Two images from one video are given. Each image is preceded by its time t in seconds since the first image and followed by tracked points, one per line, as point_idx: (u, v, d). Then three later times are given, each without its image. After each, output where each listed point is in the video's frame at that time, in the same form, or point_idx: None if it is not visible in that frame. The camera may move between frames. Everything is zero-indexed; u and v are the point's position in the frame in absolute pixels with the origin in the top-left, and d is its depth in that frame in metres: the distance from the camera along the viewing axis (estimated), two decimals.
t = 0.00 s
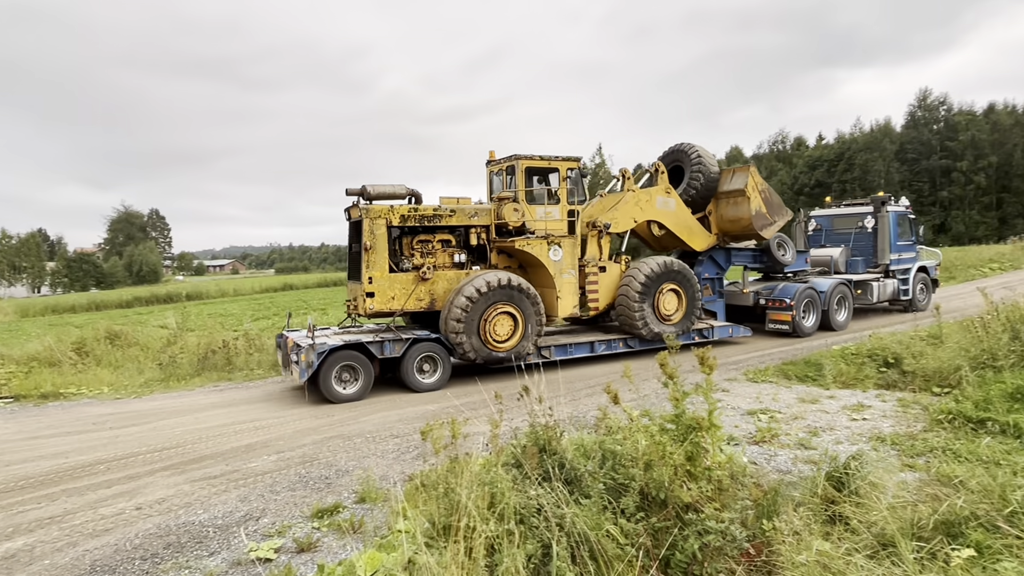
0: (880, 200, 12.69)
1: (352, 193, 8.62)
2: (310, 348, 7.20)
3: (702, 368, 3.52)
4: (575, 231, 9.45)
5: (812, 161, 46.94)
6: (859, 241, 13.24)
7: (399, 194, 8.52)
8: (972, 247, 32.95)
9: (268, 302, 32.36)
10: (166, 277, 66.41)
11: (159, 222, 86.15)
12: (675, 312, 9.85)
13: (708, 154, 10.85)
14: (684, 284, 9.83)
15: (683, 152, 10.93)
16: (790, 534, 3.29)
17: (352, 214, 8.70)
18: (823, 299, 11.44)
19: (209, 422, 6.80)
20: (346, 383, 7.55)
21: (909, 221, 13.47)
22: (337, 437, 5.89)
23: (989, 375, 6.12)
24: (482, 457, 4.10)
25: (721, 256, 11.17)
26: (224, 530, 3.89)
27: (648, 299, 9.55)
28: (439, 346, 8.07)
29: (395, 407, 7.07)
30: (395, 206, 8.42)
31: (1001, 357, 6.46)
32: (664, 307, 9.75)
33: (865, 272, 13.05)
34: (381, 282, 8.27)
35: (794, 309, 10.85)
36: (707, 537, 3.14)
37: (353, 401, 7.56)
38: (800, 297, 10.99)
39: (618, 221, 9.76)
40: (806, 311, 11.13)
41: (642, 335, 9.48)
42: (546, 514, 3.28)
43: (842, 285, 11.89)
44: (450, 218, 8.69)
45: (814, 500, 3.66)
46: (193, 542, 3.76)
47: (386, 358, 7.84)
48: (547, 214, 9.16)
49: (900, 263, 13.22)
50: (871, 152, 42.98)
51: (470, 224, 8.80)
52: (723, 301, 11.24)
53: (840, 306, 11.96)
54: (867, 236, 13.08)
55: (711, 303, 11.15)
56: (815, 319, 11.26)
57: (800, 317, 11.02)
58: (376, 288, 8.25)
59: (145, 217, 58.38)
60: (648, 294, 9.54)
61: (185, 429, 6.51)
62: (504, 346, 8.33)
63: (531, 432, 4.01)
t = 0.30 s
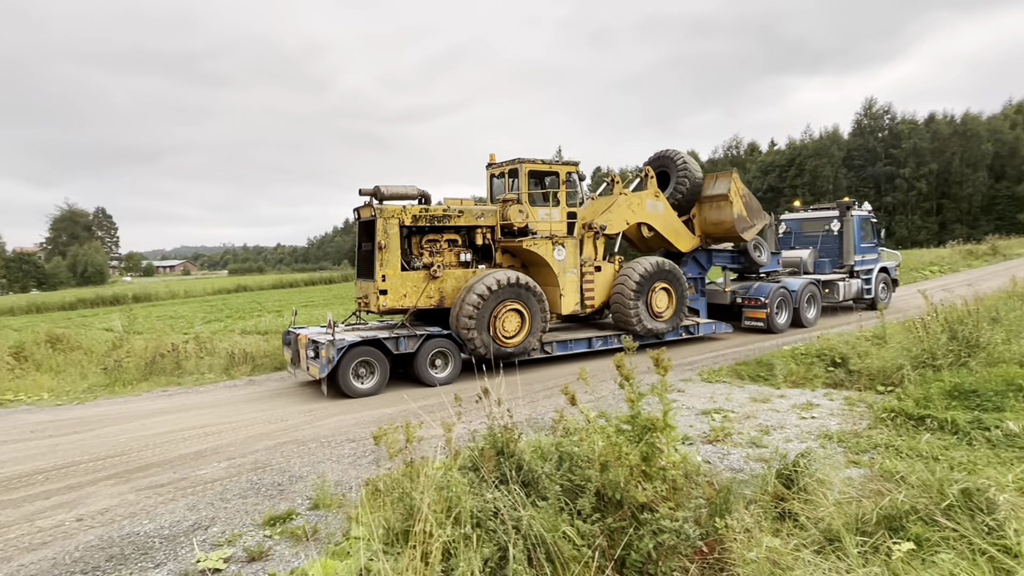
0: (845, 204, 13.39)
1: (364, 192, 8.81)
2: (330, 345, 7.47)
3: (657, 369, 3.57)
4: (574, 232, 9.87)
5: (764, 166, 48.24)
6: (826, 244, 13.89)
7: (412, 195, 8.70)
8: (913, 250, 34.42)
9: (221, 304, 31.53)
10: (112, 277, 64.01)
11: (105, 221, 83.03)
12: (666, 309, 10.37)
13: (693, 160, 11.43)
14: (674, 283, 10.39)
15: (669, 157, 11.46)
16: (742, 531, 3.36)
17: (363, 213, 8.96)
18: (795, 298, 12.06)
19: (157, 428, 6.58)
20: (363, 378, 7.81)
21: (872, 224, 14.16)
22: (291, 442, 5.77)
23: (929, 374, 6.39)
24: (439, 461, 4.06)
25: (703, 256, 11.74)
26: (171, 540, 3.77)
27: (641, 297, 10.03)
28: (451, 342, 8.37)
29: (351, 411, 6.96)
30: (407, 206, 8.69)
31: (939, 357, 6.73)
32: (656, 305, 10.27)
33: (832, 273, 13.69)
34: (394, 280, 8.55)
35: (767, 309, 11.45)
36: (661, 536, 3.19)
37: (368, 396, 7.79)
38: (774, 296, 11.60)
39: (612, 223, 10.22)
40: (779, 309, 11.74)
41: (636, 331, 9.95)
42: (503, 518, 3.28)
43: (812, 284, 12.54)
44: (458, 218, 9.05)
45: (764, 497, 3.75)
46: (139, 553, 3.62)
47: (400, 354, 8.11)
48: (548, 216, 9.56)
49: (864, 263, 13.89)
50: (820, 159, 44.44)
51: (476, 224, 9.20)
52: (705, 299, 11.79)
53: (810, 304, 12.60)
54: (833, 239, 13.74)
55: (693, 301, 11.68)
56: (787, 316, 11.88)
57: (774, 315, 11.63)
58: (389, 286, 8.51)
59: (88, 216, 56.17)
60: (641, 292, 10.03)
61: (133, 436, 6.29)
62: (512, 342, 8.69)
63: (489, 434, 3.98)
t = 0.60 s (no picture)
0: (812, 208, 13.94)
1: (374, 192, 9.15)
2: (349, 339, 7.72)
3: (614, 371, 3.59)
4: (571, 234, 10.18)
5: (720, 172, 49.36)
6: (794, 247, 14.41)
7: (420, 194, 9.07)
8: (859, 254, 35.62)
9: (173, 306, 30.57)
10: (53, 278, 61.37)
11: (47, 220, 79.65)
12: (655, 306, 10.78)
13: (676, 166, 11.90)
14: (661, 282, 10.81)
15: (655, 162, 11.90)
16: (695, 530, 3.42)
17: (373, 213, 9.27)
18: (766, 297, 12.57)
19: (103, 435, 6.34)
20: (376, 373, 8.07)
21: (835, 228, 14.75)
22: (244, 447, 5.64)
23: (874, 373, 6.65)
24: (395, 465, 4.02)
25: (683, 257, 12.18)
26: (114, 552, 3.63)
27: (632, 296, 10.40)
28: (459, 339, 8.67)
29: (306, 415, 6.83)
30: (415, 206, 8.92)
31: (883, 357, 6.99)
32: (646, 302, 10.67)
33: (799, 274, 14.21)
34: (403, 278, 8.78)
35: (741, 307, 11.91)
36: (617, 536, 3.21)
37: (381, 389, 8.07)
38: (747, 295, 12.08)
39: (605, 225, 10.60)
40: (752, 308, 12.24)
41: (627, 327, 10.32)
42: (460, 522, 3.27)
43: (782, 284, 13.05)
44: (462, 219, 9.29)
45: (717, 496, 3.82)
46: (79, 567, 3.48)
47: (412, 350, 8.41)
48: (546, 218, 9.87)
49: (830, 264, 14.44)
50: (773, 165, 45.72)
51: (479, 225, 9.46)
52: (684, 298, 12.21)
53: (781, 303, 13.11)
54: (800, 242, 14.27)
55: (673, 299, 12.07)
56: (760, 315, 12.39)
57: (747, 314, 12.13)
58: (399, 283, 8.75)
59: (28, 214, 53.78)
60: (632, 290, 10.40)
61: (77, 443, 6.04)
62: (517, 337, 9.03)
63: (447, 437, 3.95)
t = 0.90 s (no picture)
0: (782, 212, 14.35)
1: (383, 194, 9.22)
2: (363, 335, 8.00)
3: (575, 373, 3.61)
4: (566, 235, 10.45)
5: (679, 175, 50.23)
6: (763, 250, 14.82)
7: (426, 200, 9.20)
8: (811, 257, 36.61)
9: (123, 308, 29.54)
10: None
11: None
12: (642, 304, 11.07)
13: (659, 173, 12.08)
14: (648, 280, 11.11)
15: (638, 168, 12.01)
16: (653, 530, 3.46)
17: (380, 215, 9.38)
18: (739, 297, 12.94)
19: (48, 442, 6.09)
20: (389, 367, 8.39)
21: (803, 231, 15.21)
22: (196, 454, 5.48)
23: (825, 373, 6.84)
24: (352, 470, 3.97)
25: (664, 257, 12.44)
26: (57, 565, 3.48)
27: (622, 294, 10.67)
28: (465, 335, 9.02)
29: (263, 420, 6.69)
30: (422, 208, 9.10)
31: (834, 358, 7.20)
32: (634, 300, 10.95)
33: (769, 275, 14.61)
34: (412, 277, 8.93)
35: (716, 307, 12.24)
36: (577, 537, 3.22)
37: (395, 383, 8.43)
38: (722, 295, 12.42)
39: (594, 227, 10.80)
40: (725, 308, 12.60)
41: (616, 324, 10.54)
42: (419, 526, 3.24)
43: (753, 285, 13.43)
44: (466, 220, 9.53)
45: (675, 496, 3.88)
46: None
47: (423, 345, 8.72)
48: (542, 220, 10.19)
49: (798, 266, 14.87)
50: (731, 169, 46.76)
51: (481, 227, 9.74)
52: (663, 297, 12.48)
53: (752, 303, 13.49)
54: (770, 244, 14.66)
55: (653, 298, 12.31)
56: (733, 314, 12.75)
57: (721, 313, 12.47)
58: (407, 282, 8.89)
59: None
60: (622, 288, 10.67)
61: (19, 452, 5.79)
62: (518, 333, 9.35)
63: (406, 440, 3.90)
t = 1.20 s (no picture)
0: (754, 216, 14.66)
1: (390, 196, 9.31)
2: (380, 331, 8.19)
3: (538, 376, 3.61)
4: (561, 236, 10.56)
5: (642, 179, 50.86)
6: (736, 252, 15.13)
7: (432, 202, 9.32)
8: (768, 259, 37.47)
9: (73, 310, 28.51)
10: None
11: None
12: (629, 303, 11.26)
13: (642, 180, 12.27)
14: (635, 280, 11.33)
15: (623, 175, 12.15)
16: (615, 531, 3.49)
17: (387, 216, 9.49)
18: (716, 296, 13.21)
19: None
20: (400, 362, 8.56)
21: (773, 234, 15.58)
22: (150, 462, 5.31)
23: (782, 374, 7.00)
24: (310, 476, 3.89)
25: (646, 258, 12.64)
26: None
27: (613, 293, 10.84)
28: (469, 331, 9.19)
29: (220, 425, 6.52)
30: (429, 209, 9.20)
31: (792, 358, 7.38)
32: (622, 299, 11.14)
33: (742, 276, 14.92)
34: (419, 276, 9.03)
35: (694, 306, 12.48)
36: (540, 540, 3.22)
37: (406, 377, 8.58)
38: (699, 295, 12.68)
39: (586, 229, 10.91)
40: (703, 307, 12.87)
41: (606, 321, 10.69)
42: (380, 533, 3.20)
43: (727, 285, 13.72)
44: (470, 222, 9.60)
45: (638, 496, 3.92)
46: None
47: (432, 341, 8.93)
48: (539, 222, 10.21)
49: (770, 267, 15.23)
50: (693, 173, 47.58)
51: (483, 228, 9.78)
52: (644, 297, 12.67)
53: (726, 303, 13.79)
54: (743, 246, 14.97)
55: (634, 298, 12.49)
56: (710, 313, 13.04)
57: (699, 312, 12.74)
58: (415, 281, 9.00)
59: None
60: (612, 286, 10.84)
61: None
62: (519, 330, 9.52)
63: (367, 445, 3.84)
